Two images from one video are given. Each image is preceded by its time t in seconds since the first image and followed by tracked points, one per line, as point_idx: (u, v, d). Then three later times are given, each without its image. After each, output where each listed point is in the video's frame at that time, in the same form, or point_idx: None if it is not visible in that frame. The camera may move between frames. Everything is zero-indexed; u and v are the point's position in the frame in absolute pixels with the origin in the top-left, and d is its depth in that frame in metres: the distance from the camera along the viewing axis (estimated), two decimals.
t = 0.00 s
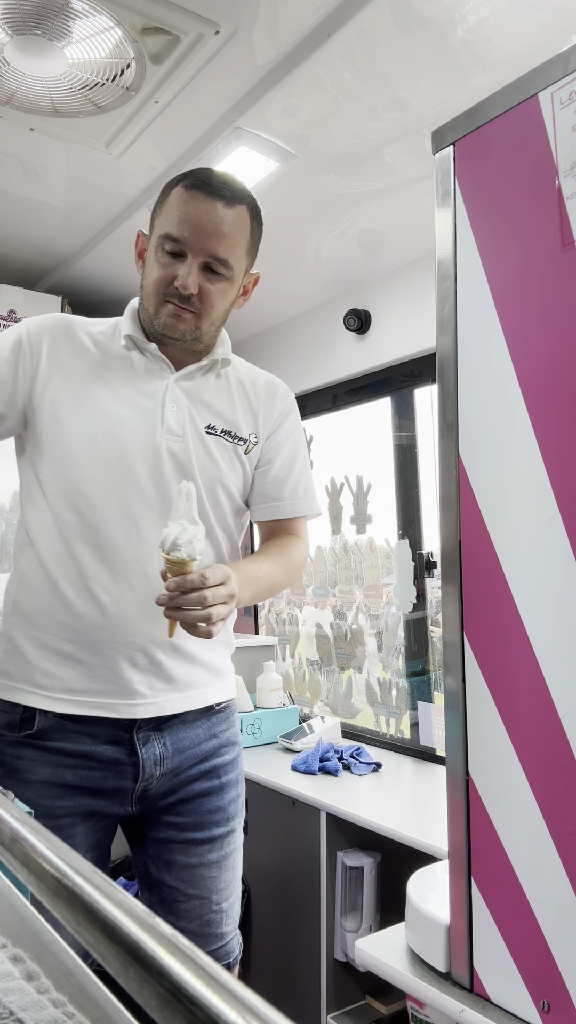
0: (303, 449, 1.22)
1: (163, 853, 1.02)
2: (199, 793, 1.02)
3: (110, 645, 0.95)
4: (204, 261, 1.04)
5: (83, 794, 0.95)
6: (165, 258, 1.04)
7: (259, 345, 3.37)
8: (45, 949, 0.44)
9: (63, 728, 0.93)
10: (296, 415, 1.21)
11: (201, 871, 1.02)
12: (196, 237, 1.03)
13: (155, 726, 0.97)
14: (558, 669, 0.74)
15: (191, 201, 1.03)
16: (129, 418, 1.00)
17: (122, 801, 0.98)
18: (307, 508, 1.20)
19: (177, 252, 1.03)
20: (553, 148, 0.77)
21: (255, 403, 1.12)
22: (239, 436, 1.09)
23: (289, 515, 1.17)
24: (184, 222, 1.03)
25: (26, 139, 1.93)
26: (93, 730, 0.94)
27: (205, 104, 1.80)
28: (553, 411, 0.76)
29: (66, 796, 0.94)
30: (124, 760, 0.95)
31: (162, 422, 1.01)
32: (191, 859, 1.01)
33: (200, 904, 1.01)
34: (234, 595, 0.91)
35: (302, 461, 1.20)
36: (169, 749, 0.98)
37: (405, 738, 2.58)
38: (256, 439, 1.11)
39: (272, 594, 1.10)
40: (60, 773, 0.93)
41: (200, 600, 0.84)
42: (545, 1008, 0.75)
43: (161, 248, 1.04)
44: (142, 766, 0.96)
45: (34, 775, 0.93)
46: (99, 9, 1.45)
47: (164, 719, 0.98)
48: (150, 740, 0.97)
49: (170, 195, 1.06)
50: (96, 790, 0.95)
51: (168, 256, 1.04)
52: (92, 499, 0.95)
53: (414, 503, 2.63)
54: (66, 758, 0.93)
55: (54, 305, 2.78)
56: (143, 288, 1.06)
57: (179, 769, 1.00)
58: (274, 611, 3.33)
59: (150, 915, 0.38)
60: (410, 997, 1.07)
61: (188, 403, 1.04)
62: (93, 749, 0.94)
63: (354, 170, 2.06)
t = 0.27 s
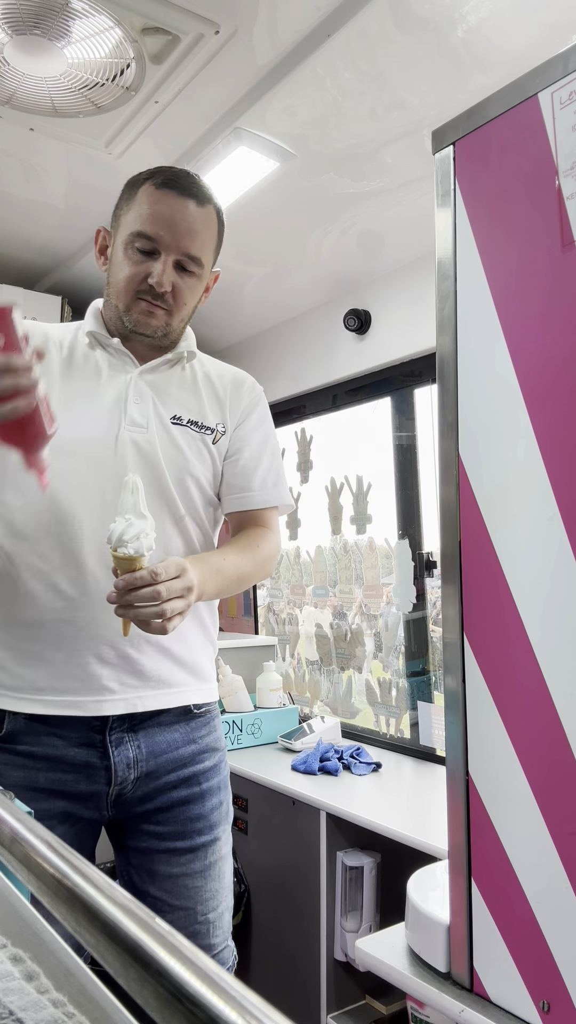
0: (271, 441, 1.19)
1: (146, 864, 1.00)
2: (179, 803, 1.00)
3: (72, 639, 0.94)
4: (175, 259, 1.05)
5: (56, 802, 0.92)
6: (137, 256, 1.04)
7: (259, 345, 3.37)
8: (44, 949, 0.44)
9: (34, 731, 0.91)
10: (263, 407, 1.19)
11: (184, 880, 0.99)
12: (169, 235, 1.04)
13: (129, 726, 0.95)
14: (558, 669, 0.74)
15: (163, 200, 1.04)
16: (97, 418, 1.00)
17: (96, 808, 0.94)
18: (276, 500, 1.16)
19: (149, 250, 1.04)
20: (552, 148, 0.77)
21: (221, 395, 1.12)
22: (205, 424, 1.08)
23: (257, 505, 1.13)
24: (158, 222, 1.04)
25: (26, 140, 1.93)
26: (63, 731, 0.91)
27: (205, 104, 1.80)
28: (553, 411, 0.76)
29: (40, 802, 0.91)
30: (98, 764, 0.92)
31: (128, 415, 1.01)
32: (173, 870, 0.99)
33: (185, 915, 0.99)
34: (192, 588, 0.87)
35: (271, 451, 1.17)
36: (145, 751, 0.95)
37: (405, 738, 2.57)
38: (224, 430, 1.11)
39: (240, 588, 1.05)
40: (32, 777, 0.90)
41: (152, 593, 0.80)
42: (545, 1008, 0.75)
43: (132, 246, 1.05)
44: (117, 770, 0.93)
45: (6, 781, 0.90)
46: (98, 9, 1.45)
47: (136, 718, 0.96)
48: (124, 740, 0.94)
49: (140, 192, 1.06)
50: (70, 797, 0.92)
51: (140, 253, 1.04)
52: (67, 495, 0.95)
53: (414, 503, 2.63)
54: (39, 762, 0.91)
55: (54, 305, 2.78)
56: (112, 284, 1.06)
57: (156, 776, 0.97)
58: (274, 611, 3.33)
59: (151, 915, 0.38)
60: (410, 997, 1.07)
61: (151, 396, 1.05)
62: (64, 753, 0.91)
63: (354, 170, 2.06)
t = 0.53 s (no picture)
0: (257, 436, 1.18)
1: (147, 866, 1.00)
2: (180, 805, 1.00)
3: (73, 639, 0.93)
4: (163, 258, 1.04)
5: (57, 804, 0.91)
6: (126, 255, 1.03)
7: (259, 345, 3.37)
8: (44, 949, 0.44)
9: (35, 734, 0.90)
10: (249, 404, 1.20)
11: (185, 880, 1.00)
12: (157, 234, 1.03)
13: (131, 726, 0.95)
14: (559, 669, 0.74)
15: (152, 199, 1.03)
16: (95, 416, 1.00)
17: (98, 809, 0.94)
18: (262, 494, 1.15)
19: (138, 250, 1.03)
20: (552, 147, 0.77)
21: (207, 391, 1.13)
22: (193, 421, 1.09)
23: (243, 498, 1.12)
24: (147, 221, 1.03)
25: (26, 140, 1.93)
26: (65, 734, 0.91)
27: (205, 104, 1.80)
28: (554, 411, 0.76)
29: (41, 805, 0.90)
30: (100, 766, 0.92)
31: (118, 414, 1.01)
32: (175, 871, 0.99)
33: (185, 915, 0.99)
34: (179, 575, 0.86)
35: (256, 446, 1.17)
36: (144, 751, 0.95)
37: (405, 738, 2.57)
38: (211, 425, 1.11)
39: (227, 580, 1.03)
40: (34, 780, 0.90)
41: (135, 579, 0.79)
42: (545, 1008, 0.75)
43: (120, 245, 1.04)
44: (119, 771, 0.92)
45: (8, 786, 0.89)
46: (98, 9, 1.45)
47: (138, 718, 0.96)
48: (126, 741, 0.94)
49: (128, 190, 1.05)
50: (72, 799, 0.91)
51: (128, 252, 1.03)
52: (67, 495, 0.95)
53: (414, 503, 2.63)
54: (41, 767, 0.90)
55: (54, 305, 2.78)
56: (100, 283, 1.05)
57: (157, 777, 0.97)
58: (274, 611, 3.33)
59: (151, 915, 0.38)
60: (410, 997, 1.07)
61: (139, 393, 1.05)
62: (66, 756, 0.90)
63: (354, 170, 2.06)
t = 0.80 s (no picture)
0: (254, 435, 1.18)
1: (148, 866, 0.99)
2: (181, 805, 1.00)
3: (74, 636, 0.93)
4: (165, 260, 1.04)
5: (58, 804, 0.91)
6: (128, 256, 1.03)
7: (259, 345, 3.37)
8: (44, 949, 0.44)
9: (36, 735, 0.90)
10: (246, 404, 1.20)
11: (186, 881, 1.00)
12: (160, 236, 1.03)
13: (132, 726, 0.95)
14: (559, 669, 0.75)
15: (155, 201, 1.03)
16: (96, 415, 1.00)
17: (100, 809, 0.93)
18: (259, 492, 1.15)
19: (140, 251, 1.03)
20: (553, 147, 0.77)
21: (206, 390, 1.13)
22: (194, 421, 1.09)
23: (241, 496, 1.12)
24: (149, 222, 1.03)
25: (26, 140, 1.93)
26: (66, 735, 0.91)
27: (205, 104, 1.80)
28: (554, 411, 0.76)
29: (42, 806, 0.90)
30: (101, 766, 0.92)
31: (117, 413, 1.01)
32: (176, 871, 0.99)
33: (186, 915, 0.99)
34: (175, 566, 0.85)
35: (253, 445, 1.17)
36: (145, 751, 0.95)
37: (405, 738, 2.57)
38: (210, 424, 1.11)
39: (224, 576, 1.03)
40: (35, 781, 0.89)
41: (132, 566, 0.79)
42: (545, 1008, 0.75)
43: (122, 246, 1.03)
44: (121, 771, 0.92)
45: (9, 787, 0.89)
46: (98, 9, 1.45)
47: (140, 718, 0.96)
48: (128, 741, 0.94)
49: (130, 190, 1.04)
50: (73, 800, 0.91)
51: (130, 254, 1.03)
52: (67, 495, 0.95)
53: (414, 503, 2.62)
54: (42, 767, 0.90)
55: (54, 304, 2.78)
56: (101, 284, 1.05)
57: (158, 777, 0.97)
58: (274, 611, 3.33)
59: (151, 916, 0.38)
60: (409, 997, 1.07)
61: (140, 392, 1.05)
62: (67, 756, 0.90)
63: (354, 170, 2.06)
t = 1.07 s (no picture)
0: (256, 436, 1.18)
1: (149, 867, 1.00)
2: (181, 807, 1.00)
3: (74, 635, 0.93)
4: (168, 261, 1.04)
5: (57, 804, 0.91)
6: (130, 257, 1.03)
7: (259, 345, 3.37)
8: (44, 949, 0.44)
9: (35, 735, 0.90)
10: (248, 404, 1.20)
11: (187, 882, 1.00)
12: (162, 238, 1.03)
13: (133, 726, 0.95)
14: (559, 669, 0.75)
15: (157, 203, 1.03)
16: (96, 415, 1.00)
17: (100, 809, 0.94)
18: (261, 493, 1.15)
19: (142, 253, 1.03)
20: (553, 147, 0.77)
21: (207, 391, 1.13)
22: (195, 421, 1.09)
23: (243, 496, 1.12)
24: (152, 224, 1.03)
25: (26, 140, 1.93)
26: (65, 735, 0.91)
27: (205, 103, 1.80)
28: (554, 411, 0.76)
29: (41, 806, 0.90)
30: (101, 767, 0.92)
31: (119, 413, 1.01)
32: (177, 872, 0.99)
33: (187, 916, 0.99)
34: (172, 559, 0.85)
35: (255, 446, 1.17)
36: (145, 751, 0.95)
37: (405, 738, 2.57)
38: (212, 426, 1.11)
39: (224, 575, 1.03)
40: (35, 781, 0.90)
41: (127, 557, 0.79)
42: (545, 1008, 0.75)
43: (124, 247, 1.04)
44: (120, 771, 0.93)
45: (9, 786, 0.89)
46: (98, 9, 1.45)
47: (140, 718, 0.96)
48: (128, 741, 0.94)
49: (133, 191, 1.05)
50: (72, 800, 0.91)
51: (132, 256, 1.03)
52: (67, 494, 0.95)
53: (414, 504, 2.62)
54: (41, 768, 0.90)
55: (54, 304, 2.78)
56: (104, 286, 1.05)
57: (158, 778, 0.97)
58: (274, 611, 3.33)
59: (151, 916, 0.38)
60: (409, 997, 1.07)
61: (141, 392, 1.05)
62: (65, 756, 0.90)
63: (354, 170, 2.06)
